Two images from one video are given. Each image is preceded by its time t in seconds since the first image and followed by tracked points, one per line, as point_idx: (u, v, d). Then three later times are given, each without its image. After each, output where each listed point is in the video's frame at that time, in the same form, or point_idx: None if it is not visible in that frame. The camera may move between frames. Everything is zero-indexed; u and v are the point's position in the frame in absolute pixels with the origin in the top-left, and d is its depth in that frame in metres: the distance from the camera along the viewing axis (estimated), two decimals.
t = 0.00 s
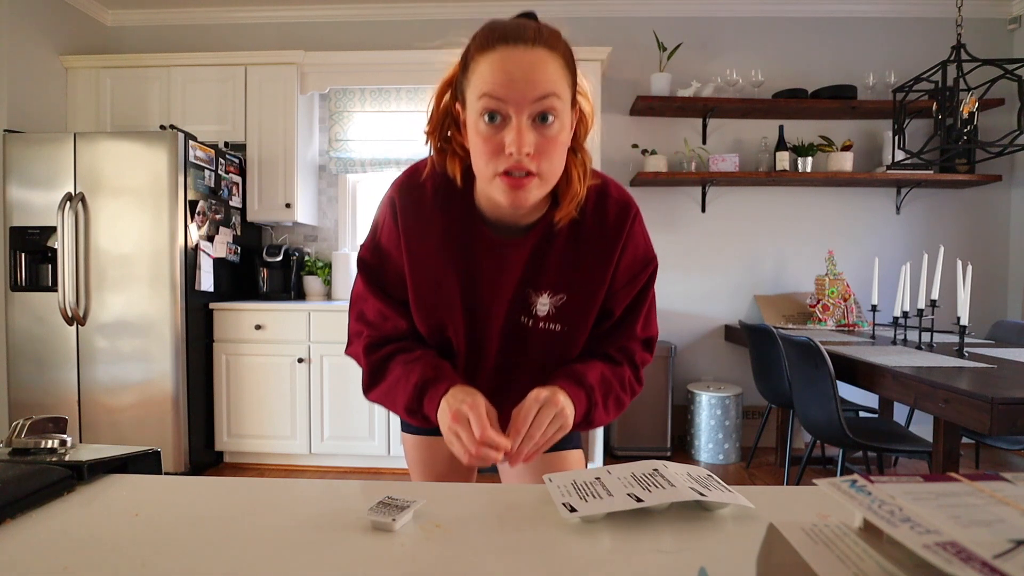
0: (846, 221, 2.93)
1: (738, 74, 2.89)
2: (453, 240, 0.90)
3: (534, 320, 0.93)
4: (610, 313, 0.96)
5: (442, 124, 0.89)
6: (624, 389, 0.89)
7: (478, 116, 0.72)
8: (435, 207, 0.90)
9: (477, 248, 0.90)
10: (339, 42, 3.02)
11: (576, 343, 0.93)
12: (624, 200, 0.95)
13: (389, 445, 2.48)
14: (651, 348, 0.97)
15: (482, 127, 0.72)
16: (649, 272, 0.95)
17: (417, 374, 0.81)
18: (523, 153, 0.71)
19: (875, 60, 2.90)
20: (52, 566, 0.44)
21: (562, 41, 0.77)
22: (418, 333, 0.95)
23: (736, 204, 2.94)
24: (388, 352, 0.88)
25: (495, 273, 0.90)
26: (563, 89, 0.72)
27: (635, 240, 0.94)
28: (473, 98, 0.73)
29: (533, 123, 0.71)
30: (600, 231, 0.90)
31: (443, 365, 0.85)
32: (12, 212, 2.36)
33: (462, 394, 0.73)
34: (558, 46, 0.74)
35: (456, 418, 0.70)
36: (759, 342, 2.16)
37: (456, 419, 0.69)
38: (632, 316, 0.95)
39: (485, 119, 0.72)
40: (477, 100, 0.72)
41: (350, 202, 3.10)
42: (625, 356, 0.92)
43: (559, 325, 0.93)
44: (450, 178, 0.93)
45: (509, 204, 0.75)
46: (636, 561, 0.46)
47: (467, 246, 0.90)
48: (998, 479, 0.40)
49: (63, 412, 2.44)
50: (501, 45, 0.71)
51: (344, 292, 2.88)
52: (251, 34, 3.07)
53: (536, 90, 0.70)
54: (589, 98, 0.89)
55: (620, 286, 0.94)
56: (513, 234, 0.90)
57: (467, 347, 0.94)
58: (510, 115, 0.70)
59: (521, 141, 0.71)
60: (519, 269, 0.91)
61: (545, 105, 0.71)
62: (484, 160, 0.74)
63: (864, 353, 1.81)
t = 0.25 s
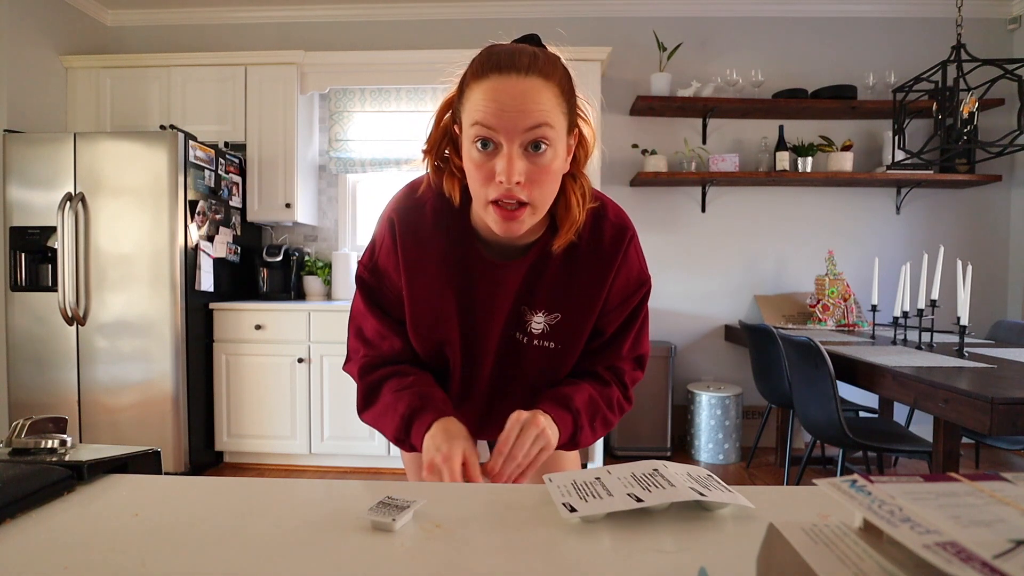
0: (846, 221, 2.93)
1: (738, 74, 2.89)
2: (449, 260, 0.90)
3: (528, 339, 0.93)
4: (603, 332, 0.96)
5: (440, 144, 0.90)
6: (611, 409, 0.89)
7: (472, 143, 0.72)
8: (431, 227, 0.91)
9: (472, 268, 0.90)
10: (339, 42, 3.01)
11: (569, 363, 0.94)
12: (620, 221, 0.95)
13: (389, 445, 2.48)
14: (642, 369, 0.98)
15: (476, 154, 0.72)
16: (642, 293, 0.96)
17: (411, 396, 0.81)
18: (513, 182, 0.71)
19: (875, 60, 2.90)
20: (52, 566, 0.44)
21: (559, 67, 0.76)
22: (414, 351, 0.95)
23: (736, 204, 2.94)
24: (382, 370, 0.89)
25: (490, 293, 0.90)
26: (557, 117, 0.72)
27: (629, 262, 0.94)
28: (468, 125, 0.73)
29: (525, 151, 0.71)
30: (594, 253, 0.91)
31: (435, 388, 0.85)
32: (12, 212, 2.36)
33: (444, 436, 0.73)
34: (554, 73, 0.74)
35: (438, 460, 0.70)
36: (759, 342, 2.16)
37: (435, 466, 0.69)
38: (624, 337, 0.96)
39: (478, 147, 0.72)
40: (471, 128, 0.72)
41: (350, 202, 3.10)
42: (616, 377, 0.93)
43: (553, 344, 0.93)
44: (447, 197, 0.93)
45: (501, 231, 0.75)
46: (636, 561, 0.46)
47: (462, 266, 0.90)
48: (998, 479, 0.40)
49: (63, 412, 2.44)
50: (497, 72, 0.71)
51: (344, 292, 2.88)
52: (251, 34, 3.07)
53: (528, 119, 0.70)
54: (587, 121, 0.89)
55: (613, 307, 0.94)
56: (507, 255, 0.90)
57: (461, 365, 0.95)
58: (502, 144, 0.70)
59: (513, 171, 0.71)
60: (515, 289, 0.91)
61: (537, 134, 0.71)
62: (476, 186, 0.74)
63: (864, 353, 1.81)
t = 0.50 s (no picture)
0: (846, 221, 2.93)
1: (738, 74, 2.89)
2: (448, 257, 0.90)
3: (528, 336, 0.93)
4: (602, 329, 0.96)
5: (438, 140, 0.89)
6: (613, 410, 0.89)
7: (472, 140, 0.72)
8: (431, 224, 0.91)
9: (471, 265, 0.90)
10: (339, 42, 3.02)
11: (568, 359, 0.94)
12: (619, 218, 0.96)
13: (389, 445, 2.49)
14: (642, 365, 0.98)
15: (476, 151, 0.72)
16: (641, 290, 0.96)
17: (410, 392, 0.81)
18: (514, 179, 0.71)
19: (875, 60, 2.90)
20: (52, 566, 0.44)
21: (559, 63, 0.76)
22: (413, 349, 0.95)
23: (736, 204, 2.94)
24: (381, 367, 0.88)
25: (489, 290, 0.90)
26: (556, 114, 0.72)
27: (629, 258, 0.94)
28: (467, 122, 0.73)
29: (525, 148, 0.71)
30: (593, 249, 0.91)
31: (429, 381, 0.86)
32: (12, 212, 2.36)
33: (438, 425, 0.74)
34: (554, 70, 0.74)
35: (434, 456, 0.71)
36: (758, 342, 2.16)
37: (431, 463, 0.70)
38: (624, 333, 0.96)
39: (478, 144, 0.72)
40: (471, 124, 0.72)
41: (350, 202, 3.10)
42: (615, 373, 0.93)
43: (553, 341, 0.93)
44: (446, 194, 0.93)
45: (501, 227, 0.75)
46: (636, 561, 0.46)
47: (461, 263, 0.90)
48: (998, 479, 0.40)
49: (63, 412, 2.44)
50: (496, 69, 0.71)
51: (344, 292, 2.88)
52: (251, 34, 3.06)
53: (528, 116, 0.70)
54: (586, 117, 0.89)
55: (613, 304, 0.94)
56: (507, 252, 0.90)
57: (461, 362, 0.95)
58: (502, 141, 0.70)
59: (513, 167, 0.71)
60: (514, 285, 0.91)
61: (538, 131, 0.71)
62: (476, 183, 0.74)
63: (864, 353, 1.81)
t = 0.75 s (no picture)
0: (846, 221, 2.93)
1: (738, 74, 2.89)
2: (447, 254, 0.90)
3: (528, 333, 0.93)
4: (602, 327, 0.96)
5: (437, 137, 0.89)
6: (609, 404, 0.90)
7: (471, 135, 0.72)
8: (431, 221, 0.90)
9: (470, 262, 0.90)
10: (339, 42, 3.01)
11: (568, 357, 0.94)
12: (618, 216, 0.95)
13: (389, 445, 2.49)
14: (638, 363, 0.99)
15: (474, 146, 0.72)
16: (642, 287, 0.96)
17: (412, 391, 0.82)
18: (513, 174, 0.71)
19: (876, 60, 2.90)
20: (52, 566, 0.44)
21: (557, 59, 0.76)
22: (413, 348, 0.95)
23: (736, 204, 2.94)
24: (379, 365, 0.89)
25: (489, 287, 0.90)
26: (555, 109, 0.72)
27: (629, 256, 0.94)
28: (466, 117, 0.73)
29: (525, 143, 0.71)
30: (593, 245, 0.91)
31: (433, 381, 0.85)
32: (12, 212, 2.36)
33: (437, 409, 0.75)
34: (553, 65, 0.74)
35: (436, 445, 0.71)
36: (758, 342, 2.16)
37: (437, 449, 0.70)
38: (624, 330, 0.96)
39: (477, 139, 0.72)
40: (470, 120, 0.72)
41: (350, 202, 3.09)
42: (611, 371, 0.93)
43: (553, 339, 0.93)
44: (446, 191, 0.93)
45: (501, 223, 0.75)
46: (636, 561, 0.46)
47: (461, 260, 0.90)
48: (998, 479, 0.40)
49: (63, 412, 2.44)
50: (495, 63, 0.71)
51: (344, 292, 2.88)
52: (251, 34, 3.06)
53: (527, 111, 0.70)
54: (584, 113, 0.89)
55: (613, 301, 0.94)
56: (506, 249, 0.90)
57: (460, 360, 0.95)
58: (502, 136, 0.70)
59: (513, 162, 0.71)
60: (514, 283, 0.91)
61: (537, 126, 0.71)
62: (475, 179, 0.74)
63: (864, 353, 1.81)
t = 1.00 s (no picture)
0: (846, 221, 2.93)
1: (738, 74, 2.89)
2: (447, 256, 0.90)
3: (530, 335, 0.93)
4: (605, 328, 0.96)
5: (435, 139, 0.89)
6: (616, 395, 0.89)
7: (474, 140, 0.72)
8: (430, 223, 0.91)
9: (471, 265, 0.90)
10: (339, 42, 3.01)
11: (570, 359, 0.94)
12: (619, 216, 0.95)
13: (389, 445, 2.49)
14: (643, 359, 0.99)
15: (478, 151, 0.72)
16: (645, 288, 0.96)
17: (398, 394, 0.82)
18: (517, 180, 0.71)
19: (876, 60, 2.90)
20: (52, 566, 0.44)
21: (560, 61, 0.76)
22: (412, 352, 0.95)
23: (736, 204, 2.94)
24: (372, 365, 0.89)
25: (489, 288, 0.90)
26: (560, 114, 0.72)
27: (631, 257, 0.94)
28: (469, 121, 0.72)
29: (529, 150, 0.71)
30: (595, 246, 0.91)
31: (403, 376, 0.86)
32: (12, 212, 2.36)
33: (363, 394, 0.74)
34: (556, 69, 0.73)
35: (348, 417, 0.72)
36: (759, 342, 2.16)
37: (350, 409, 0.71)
38: (626, 331, 0.96)
39: (481, 144, 0.71)
40: (473, 125, 0.72)
41: (350, 202, 3.09)
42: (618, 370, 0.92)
43: (555, 340, 0.93)
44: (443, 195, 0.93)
45: (503, 227, 0.75)
46: (635, 561, 0.46)
47: (461, 261, 0.90)
48: (998, 479, 0.40)
49: (63, 412, 2.44)
50: (499, 67, 0.70)
51: (345, 292, 2.88)
52: (251, 33, 3.06)
53: (532, 117, 0.69)
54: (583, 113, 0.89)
55: (615, 302, 0.94)
56: (507, 251, 0.90)
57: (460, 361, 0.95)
58: (505, 142, 0.70)
59: (517, 169, 0.71)
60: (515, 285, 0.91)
61: (541, 133, 0.70)
62: (478, 184, 0.74)
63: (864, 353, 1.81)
